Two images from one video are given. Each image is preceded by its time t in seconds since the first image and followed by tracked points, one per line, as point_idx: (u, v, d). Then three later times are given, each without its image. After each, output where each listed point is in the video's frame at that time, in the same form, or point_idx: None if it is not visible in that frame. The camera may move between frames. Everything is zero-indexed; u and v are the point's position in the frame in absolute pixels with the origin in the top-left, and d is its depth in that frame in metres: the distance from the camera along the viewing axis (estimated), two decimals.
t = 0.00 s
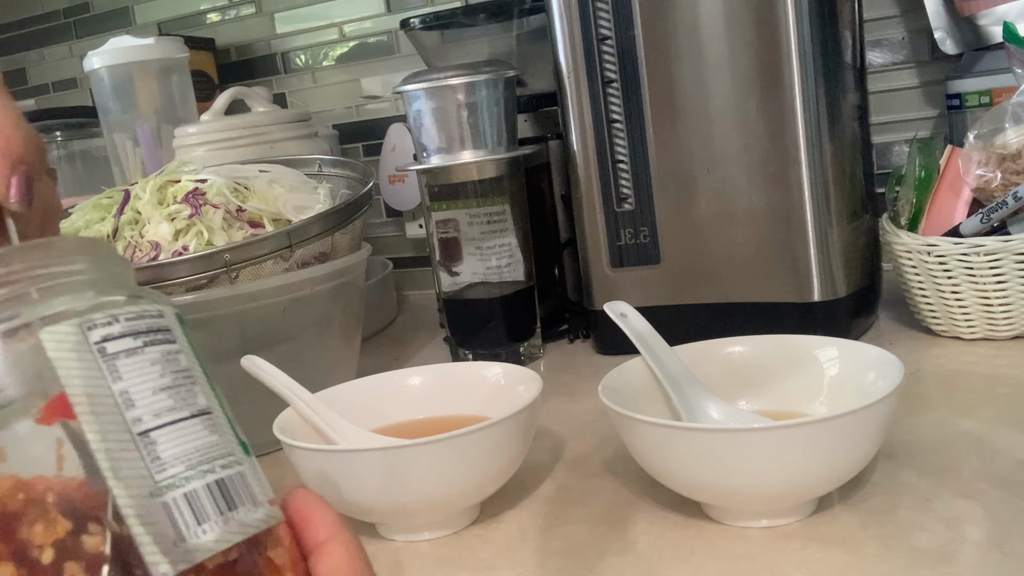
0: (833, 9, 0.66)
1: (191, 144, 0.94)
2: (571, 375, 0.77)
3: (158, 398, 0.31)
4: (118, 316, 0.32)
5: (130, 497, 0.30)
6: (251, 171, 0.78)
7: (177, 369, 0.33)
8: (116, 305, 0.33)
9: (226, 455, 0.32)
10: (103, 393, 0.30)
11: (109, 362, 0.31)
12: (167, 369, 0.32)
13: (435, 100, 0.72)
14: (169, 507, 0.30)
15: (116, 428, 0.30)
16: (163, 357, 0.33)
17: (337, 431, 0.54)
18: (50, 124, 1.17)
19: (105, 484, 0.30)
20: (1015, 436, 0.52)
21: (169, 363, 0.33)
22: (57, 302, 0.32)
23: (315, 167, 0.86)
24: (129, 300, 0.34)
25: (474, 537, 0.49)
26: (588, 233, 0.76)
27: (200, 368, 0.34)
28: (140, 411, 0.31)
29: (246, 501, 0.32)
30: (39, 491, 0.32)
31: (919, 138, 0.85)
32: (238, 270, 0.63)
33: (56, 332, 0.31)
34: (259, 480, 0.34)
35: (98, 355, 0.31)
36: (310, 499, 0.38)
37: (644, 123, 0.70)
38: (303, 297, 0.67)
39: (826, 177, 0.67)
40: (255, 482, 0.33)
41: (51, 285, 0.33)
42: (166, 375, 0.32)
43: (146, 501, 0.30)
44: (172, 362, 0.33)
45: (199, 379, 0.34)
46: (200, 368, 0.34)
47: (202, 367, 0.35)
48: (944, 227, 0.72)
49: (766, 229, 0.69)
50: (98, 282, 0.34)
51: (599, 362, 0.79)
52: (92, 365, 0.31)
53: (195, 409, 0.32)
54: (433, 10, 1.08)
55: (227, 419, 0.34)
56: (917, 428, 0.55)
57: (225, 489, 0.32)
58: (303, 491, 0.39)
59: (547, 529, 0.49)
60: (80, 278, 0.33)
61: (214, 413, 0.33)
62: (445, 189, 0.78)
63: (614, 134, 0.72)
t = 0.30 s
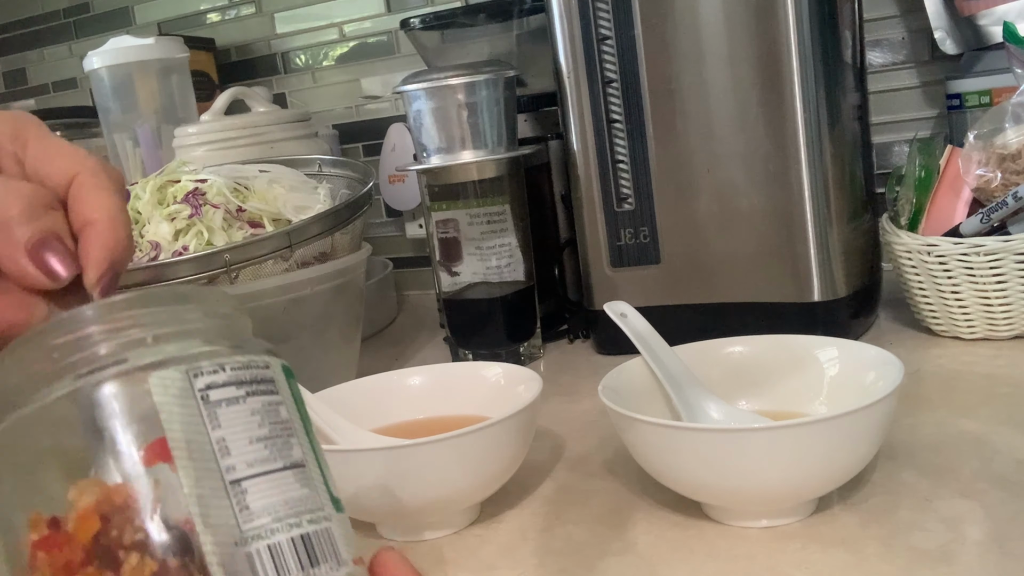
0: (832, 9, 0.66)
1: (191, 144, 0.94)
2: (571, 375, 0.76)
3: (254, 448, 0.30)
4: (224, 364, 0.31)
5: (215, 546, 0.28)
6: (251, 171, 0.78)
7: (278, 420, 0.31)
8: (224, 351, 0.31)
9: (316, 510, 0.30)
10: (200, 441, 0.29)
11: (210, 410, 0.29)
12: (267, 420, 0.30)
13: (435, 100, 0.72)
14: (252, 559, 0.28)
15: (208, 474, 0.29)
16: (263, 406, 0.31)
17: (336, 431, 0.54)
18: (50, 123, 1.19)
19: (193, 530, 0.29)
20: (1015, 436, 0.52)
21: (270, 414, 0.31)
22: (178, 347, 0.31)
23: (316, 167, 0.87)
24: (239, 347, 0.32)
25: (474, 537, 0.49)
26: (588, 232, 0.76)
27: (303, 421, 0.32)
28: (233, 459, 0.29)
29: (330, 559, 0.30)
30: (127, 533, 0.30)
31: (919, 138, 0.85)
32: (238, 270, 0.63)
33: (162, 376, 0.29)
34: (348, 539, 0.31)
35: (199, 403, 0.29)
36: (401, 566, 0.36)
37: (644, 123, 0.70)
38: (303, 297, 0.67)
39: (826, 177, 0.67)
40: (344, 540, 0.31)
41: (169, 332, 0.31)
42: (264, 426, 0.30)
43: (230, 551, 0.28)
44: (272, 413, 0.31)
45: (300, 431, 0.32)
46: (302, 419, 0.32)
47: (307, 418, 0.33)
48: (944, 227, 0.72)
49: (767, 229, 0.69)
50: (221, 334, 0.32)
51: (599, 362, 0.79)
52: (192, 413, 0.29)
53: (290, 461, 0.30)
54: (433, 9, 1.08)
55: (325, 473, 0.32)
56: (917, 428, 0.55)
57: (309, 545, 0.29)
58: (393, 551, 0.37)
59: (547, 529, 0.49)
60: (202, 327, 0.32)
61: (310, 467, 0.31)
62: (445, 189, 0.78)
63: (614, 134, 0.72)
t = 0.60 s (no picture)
0: (832, 8, 0.66)
1: (191, 144, 0.94)
2: (571, 375, 0.76)
3: (248, 502, 0.27)
4: (218, 413, 0.28)
5: None
6: (251, 171, 0.78)
7: (279, 467, 0.28)
8: (227, 396, 0.29)
9: (320, 567, 0.27)
10: (189, 498, 0.27)
11: (198, 464, 0.27)
12: (265, 470, 0.28)
13: (435, 100, 0.72)
14: None
15: (195, 533, 0.27)
16: (263, 454, 0.28)
17: (336, 431, 0.54)
18: (50, 124, 1.19)
19: None
20: (1015, 436, 0.52)
21: (270, 462, 0.28)
22: (189, 397, 0.29)
23: (316, 167, 0.87)
24: (256, 390, 0.30)
25: (474, 537, 0.49)
26: (588, 232, 0.76)
27: (315, 466, 0.29)
28: (224, 516, 0.27)
29: None
30: None
31: (919, 138, 0.85)
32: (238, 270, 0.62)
33: (150, 432, 0.28)
34: None
35: (189, 457, 0.27)
36: None
37: (644, 123, 0.70)
38: (303, 297, 0.67)
39: (825, 176, 0.67)
40: None
41: (188, 378, 0.29)
42: (261, 476, 0.28)
43: None
44: (273, 460, 0.28)
45: (308, 479, 0.29)
46: (314, 465, 0.29)
47: (324, 462, 0.30)
48: (944, 227, 0.72)
49: (767, 229, 0.69)
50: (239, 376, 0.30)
51: (599, 362, 0.79)
52: (181, 468, 0.27)
53: (291, 511, 0.28)
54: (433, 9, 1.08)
55: (341, 521, 0.29)
56: (917, 428, 0.55)
57: None
58: None
59: (547, 529, 0.49)
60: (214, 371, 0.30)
61: (317, 516, 0.28)
62: (445, 189, 0.78)
63: (614, 134, 0.72)
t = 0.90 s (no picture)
0: (832, 9, 0.66)
1: (191, 144, 0.94)
2: (571, 375, 0.76)
3: (196, 547, 0.25)
4: (162, 452, 0.26)
5: None
6: (251, 171, 0.78)
7: (233, 505, 0.26)
8: (173, 430, 0.27)
9: None
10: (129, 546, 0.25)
11: (144, 510, 0.25)
12: (216, 511, 0.26)
13: (435, 99, 0.72)
14: None
15: None
16: (214, 492, 0.26)
17: (336, 431, 0.54)
18: (50, 124, 1.19)
19: None
20: (1016, 436, 0.52)
21: (222, 500, 0.26)
22: (158, 425, 0.27)
23: (316, 167, 0.87)
24: (216, 419, 0.28)
25: (474, 537, 0.49)
26: (588, 233, 0.76)
27: (276, 496, 0.27)
28: (171, 564, 0.25)
29: None
30: None
31: (918, 138, 0.85)
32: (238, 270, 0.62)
33: (94, 476, 0.25)
34: None
35: (130, 502, 0.25)
36: None
37: (644, 124, 0.70)
38: (303, 297, 0.67)
39: (826, 176, 0.67)
40: None
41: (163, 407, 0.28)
42: (212, 517, 0.26)
43: None
44: (225, 498, 0.26)
45: (268, 512, 0.27)
46: (275, 494, 0.27)
47: (288, 487, 0.28)
48: (944, 227, 0.72)
49: (767, 230, 0.69)
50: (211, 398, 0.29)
51: (598, 362, 0.78)
52: (122, 515, 0.25)
53: (246, 551, 0.26)
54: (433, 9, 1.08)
55: (307, 554, 0.27)
56: (917, 428, 0.55)
57: None
58: None
59: (547, 529, 0.49)
60: (187, 398, 0.29)
61: (277, 553, 0.26)
62: (445, 189, 0.78)
63: (614, 134, 0.72)
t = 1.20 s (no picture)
0: (832, 8, 0.66)
1: (191, 144, 0.94)
2: (571, 375, 0.76)
3: None
4: (195, 485, 0.31)
5: None
6: (251, 171, 0.78)
7: (251, 545, 0.31)
8: (205, 466, 0.31)
9: None
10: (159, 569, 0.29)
11: (173, 539, 0.30)
12: (237, 548, 0.30)
13: (435, 99, 0.72)
14: None
15: None
16: (235, 531, 0.31)
17: (336, 431, 0.54)
18: (50, 124, 1.19)
19: None
20: (1016, 435, 0.52)
21: (243, 539, 0.31)
22: (164, 461, 0.31)
23: (316, 167, 0.87)
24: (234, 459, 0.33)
25: (474, 537, 0.49)
26: (588, 233, 0.76)
27: (284, 539, 0.32)
28: None
29: None
30: None
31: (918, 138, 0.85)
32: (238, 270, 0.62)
33: (123, 498, 0.30)
34: None
35: (164, 530, 0.30)
36: None
37: (644, 124, 0.70)
38: (303, 297, 0.67)
39: (826, 176, 0.67)
40: None
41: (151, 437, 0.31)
42: (234, 554, 0.30)
43: None
44: (246, 537, 0.31)
45: (278, 554, 0.32)
46: (283, 538, 0.32)
47: (291, 531, 0.33)
48: (944, 227, 0.72)
49: (767, 229, 0.69)
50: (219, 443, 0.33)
51: (599, 362, 0.78)
52: (155, 542, 0.30)
53: None
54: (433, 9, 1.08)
55: None
56: (917, 428, 0.55)
57: None
58: None
59: (547, 529, 0.49)
60: (193, 440, 0.33)
61: None
62: (445, 189, 0.78)
63: (614, 134, 0.72)
